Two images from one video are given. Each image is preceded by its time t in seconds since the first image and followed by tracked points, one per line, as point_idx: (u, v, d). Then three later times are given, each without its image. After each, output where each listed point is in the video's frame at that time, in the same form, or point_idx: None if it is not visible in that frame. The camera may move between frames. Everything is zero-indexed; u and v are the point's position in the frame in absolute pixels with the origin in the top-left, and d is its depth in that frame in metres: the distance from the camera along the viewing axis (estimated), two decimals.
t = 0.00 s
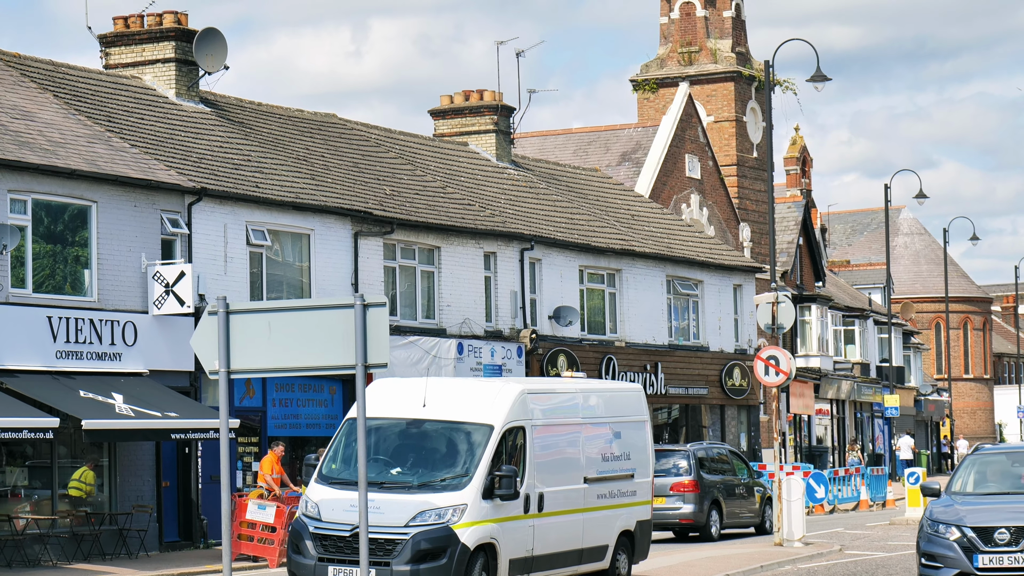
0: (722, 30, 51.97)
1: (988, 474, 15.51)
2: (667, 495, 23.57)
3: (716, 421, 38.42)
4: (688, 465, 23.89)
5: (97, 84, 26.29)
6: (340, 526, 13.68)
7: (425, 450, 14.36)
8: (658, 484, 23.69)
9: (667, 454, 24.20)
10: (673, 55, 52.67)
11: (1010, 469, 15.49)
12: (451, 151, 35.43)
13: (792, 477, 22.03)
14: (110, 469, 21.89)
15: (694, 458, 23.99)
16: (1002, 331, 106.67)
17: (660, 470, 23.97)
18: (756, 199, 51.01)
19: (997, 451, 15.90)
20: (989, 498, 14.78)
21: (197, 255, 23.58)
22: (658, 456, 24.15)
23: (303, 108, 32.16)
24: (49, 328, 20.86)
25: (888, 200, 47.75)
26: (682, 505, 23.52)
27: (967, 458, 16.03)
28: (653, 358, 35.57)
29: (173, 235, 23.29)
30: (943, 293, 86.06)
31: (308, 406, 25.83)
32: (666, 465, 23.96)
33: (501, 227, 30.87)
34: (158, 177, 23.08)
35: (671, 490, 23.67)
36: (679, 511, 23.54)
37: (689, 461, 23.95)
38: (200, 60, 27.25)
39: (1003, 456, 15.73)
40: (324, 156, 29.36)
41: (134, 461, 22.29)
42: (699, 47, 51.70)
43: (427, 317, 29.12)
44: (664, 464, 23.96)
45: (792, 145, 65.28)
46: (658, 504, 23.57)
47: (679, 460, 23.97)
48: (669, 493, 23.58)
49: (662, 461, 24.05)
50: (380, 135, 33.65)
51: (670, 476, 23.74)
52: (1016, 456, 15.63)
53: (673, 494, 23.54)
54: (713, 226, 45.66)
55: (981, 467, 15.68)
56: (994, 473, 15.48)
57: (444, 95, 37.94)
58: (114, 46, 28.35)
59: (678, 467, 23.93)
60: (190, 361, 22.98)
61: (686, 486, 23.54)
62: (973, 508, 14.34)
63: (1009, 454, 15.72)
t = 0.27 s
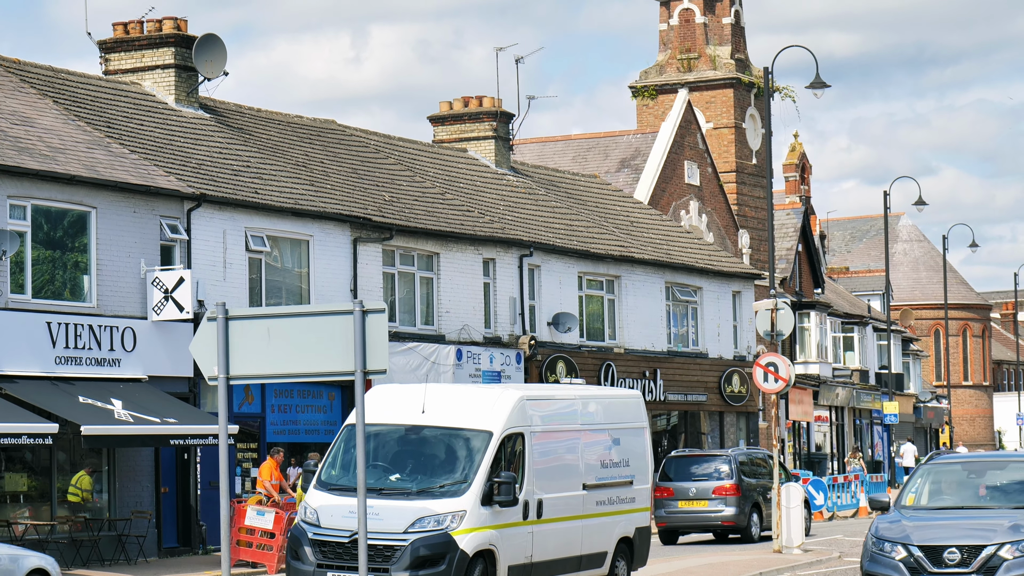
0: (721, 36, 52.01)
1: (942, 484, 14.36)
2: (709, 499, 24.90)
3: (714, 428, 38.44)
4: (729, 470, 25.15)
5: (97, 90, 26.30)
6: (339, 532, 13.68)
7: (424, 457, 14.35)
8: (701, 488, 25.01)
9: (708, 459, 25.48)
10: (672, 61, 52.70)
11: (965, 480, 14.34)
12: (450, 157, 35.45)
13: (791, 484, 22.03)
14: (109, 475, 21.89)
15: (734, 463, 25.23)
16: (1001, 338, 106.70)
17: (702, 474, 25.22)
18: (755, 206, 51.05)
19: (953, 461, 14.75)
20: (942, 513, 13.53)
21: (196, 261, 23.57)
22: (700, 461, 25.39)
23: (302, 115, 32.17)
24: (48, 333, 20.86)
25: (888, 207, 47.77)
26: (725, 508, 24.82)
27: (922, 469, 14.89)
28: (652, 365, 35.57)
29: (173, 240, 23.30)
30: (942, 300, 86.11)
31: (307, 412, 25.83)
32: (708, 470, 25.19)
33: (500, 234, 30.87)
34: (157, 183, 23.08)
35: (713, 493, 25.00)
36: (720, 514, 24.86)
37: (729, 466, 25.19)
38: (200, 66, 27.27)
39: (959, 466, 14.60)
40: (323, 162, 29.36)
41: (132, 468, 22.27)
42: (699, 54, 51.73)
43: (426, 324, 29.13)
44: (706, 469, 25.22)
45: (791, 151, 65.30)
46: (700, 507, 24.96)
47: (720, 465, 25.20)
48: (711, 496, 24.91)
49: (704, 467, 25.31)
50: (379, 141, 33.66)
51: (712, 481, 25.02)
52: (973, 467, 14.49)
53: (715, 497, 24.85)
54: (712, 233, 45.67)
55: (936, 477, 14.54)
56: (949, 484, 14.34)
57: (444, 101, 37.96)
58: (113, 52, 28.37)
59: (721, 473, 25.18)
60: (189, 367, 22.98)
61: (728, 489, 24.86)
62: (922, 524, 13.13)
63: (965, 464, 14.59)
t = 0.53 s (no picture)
0: (721, 43, 52.04)
1: (887, 497, 12.93)
2: (750, 502, 25.71)
3: (714, 435, 38.43)
4: (768, 474, 25.92)
5: (97, 96, 26.32)
6: (338, 539, 13.70)
7: (424, 463, 14.34)
8: (742, 492, 25.78)
9: (747, 463, 26.22)
10: (672, 68, 52.75)
11: (911, 492, 12.91)
12: (450, 164, 35.46)
13: (791, 490, 21.97)
14: (109, 481, 21.90)
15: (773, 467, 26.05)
16: (1001, 346, 106.70)
17: (742, 478, 25.99)
18: (755, 213, 51.07)
19: (900, 471, 13.32)
20: (883, 529, 12.14)
21: (196, 268, 23.57)
22: (739, 466, 26.12)
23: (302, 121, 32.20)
24: (48, 340, 20.87)
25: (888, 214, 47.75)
26: (765, 510, 25.67)
27: (864, 479, 13.45)
28: (652, 373, 35.55)
29: (172, 247, 23.30)
30: (942, 307, 86.12)
31: (307, 419, 25.81)
32: (748, 475, 26.00)
33: (499, 241, 30.87)
34: (157, 190, 23.08)
35: (752, 497, 25.82)
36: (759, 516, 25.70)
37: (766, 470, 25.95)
38: (200, 73, 27.30)
39: (903, 476, 13.17)
40: (323, 169, 29.38)
41: (132, 474, 22.22)
42: (699, 61, 51.76)
43: (426, 330, 29.12)
44: (746, 473, 25.99)
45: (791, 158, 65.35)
46: (742, 510, 25.73)
47: (757, 469, 26.02)
48: (751, 500, 25.72)
49: (743, 472, 26.06)
50: (379, 148, 33.68)
51: (752, 485, 25.80)
52: (918, 477, 13.07)
53: (756, 501, 25.66)
54: (712, 240, 45.67)
55: (880, 488, 13.10)
56: (894, 496, 12.91)
57: (444, 108, 37.99)
58: (114, 58, 28.41)
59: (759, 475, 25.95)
60: (189, 374, 22.97)
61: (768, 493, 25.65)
62: (857, 541, 11.75)
63: (910, 475, 13.17)
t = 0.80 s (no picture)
0: (721, 54, 52.10)
1: (819, 516, 11.81)
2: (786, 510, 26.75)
3: (714, 446, 38.40)
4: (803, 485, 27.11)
5: (96, 107, 26.34)
6: (337, 550, 13.68)
7: (424, 474, 14.33)
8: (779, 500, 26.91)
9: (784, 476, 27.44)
10: (672, 79, 52.81)
11: (845, 510, 11.81)
12: (450, 175, 35.47)
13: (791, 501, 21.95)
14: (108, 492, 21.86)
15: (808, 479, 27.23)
16: (1001, 357, 106.72)
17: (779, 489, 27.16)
18: (754, 225, 51.09)
19: (832, 487, 12.22)
20: (814, 552, 10.98)
21: (196, 279, 23.56)
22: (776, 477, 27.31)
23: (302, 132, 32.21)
24: (47, 351, 20.85)
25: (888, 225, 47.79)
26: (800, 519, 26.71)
27: (794, 495, 12.34)
28: (652, 384, 35.52)
29: (172, 258, 23.31)
30: (942, 319, 86.16)
31: (306, 430, 25.79)
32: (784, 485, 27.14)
33: (499, 252, 30.88)
34: (157, 200, 23.09)
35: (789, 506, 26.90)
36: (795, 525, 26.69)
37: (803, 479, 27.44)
38: (200, 84, 27.33)
39: (836, 492, 12.08)
40: (323, 180, 29.38)
41: (131, 486, 22.30)
42: (699, 72, 51.83)
43: (425, 341, 29.10)
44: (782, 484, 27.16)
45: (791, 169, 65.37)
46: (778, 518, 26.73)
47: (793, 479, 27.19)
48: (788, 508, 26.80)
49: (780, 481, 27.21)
50: (379, 159, 33.69)
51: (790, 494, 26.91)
52: (852, 494, 11.98)
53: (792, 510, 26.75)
54: (711, 251, 45.69)
55: (812, 505, 11.97)
56: (827, 515, 11.80)
57: (444, 119, 38.03)
58: (114, 69, 28.43)
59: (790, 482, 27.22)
60: (188, 385, 22.95)
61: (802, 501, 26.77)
62: (779, 566, 10.50)
63: (843, 491, 12.08)
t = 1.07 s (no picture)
0: (721, 67, 52.19)
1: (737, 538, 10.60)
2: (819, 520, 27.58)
3: (713, 459, 38.37)
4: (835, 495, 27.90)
5: (97, 118, 26.38)
6: (336, 562, 13.68)
7: (423, 486, 14.33)
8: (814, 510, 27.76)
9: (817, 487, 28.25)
10: (672, 92, 52.90)
11: (764, 532, 10.61)
12: (449, 187, 35.50)
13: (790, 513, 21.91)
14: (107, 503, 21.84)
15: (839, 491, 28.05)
16: (1000, 371, 106.69)
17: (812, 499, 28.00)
18: (753, 237, 51.12)
19: (752, 505, 11.02)
20: None
21: (195, 290, 23.57)
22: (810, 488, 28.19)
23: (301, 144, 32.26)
24: (47, 362, 20.88)
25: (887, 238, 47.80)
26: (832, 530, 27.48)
27: (709, 514, 11.14)
28: (651, 396, 35.48)
29: (172, 269, 23.33)
30: (941, 332, 86.17)
31: (305, 441, 25.77)
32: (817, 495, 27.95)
33: (498, 264, 30.90)
34: (156, 212, 23.11)
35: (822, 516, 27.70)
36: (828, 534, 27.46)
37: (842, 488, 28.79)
38: (200, 95, 27.38)
39: (754, 511, 10.88)
40: (322, 192, 29.41)
41: (130, 497, 22.31)
42: (698, 85, 51.91)
43: (425, 353, 29.09)
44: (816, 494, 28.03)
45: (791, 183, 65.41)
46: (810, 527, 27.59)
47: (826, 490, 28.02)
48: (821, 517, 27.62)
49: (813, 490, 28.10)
50: (378, 171, 33.73)
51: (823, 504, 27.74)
52: (771, 513, 10.78)
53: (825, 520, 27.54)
54: (711, 263, 45.71)
55: (730, 526, 10.75)
56: (745, 538, 10.59)
57: (443, 131, 38.09)
58: (114, 80, 28.47)
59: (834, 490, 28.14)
60: (187, 396, 22.95)
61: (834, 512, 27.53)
62: None
63: (762, 510, 10.88)
